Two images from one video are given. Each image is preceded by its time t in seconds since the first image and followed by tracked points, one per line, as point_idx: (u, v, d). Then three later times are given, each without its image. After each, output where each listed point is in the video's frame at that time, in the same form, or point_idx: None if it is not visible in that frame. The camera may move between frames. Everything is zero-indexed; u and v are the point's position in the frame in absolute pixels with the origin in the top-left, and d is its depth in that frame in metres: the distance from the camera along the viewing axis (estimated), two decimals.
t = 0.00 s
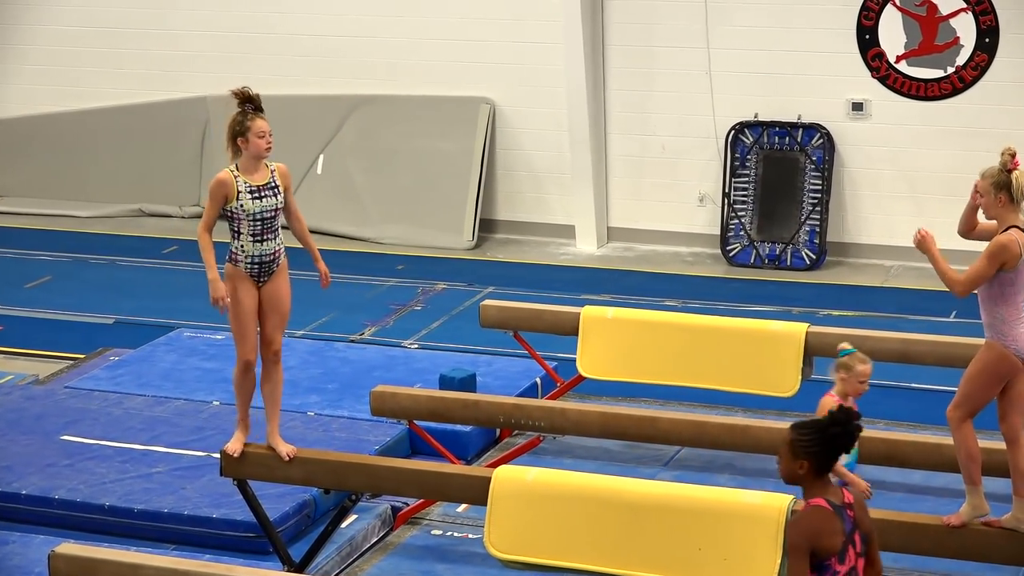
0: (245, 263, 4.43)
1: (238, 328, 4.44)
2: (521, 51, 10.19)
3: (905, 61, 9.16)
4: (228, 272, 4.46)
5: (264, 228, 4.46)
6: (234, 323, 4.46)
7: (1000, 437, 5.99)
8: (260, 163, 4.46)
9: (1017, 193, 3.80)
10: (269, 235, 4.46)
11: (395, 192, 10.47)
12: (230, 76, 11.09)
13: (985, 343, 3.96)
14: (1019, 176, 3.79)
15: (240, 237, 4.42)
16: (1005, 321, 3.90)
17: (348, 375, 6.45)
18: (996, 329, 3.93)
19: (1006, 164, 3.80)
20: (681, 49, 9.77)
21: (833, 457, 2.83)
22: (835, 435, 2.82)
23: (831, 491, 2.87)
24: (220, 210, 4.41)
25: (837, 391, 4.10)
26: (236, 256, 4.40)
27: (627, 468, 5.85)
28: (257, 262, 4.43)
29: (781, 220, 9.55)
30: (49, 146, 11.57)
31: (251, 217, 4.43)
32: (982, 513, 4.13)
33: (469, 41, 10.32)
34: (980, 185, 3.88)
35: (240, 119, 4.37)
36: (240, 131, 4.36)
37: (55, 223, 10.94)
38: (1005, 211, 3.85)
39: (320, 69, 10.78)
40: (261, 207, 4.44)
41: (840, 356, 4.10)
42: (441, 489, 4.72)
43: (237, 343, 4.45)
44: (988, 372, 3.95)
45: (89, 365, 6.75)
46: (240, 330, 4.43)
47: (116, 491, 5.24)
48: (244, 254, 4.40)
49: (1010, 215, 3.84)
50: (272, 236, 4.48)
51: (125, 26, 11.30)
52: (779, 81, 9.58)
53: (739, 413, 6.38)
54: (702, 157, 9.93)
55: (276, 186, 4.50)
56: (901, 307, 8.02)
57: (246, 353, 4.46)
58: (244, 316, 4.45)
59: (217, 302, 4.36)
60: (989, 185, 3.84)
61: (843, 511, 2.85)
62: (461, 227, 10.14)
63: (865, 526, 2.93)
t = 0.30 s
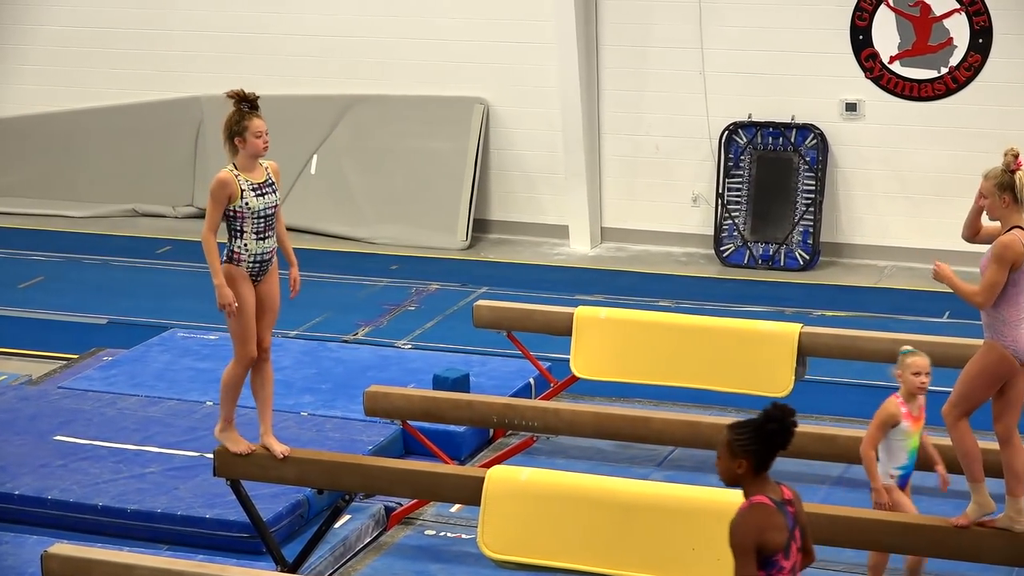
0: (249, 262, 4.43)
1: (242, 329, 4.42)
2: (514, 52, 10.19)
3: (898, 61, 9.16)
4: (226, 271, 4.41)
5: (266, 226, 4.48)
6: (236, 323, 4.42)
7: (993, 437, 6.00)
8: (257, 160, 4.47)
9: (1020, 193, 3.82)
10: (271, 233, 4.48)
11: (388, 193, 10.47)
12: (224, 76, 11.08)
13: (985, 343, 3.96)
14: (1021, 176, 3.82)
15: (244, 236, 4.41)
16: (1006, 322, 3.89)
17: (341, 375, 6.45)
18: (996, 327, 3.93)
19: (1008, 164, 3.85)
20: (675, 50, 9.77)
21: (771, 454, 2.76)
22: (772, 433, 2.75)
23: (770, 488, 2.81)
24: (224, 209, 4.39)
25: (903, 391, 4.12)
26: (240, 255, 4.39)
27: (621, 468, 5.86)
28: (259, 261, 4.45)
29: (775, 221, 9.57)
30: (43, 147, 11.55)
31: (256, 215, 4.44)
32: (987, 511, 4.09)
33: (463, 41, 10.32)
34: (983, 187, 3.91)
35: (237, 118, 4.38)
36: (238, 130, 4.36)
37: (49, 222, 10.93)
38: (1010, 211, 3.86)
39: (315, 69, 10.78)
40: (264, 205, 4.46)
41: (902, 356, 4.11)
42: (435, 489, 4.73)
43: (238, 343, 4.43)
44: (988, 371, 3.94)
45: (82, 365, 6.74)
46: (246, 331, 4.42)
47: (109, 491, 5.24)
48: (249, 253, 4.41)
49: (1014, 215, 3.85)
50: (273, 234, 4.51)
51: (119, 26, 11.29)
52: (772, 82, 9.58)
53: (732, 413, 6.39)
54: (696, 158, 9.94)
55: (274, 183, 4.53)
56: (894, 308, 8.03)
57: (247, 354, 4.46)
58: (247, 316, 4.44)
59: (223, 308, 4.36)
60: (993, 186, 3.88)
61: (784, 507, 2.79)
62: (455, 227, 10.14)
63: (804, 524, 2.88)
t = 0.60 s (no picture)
0: (239, 262, 4.47)
1: (225, 325, 4.50)
2: (510, 50, 10.19)
3: (894, 59, 9.16)
4: (215, 270, 4.47)
5: (255, 224, 4.52)
6: (221, 319, 4.51)
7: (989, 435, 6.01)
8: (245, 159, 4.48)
9: (1019, 191, 3.82)
10: (260, 231, 4.53)
11: (384, 191, 10.46)
12: (220, 74, 11.07)
13: (984, 341, 3.96)
14: (1020, 174, 3.82)
15: (235, 235, 4.46)
16: (1005, 320, 3.90)
17: (337, 374, 6.44)
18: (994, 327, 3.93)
19: (1007, 163, 3.85)
20: (670, 48, 9.77)
21: (693, 440, 2.98)
22: (696, 419, 2.96)
23: (691, 472, 3.02)
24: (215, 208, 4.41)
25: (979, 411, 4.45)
26: (230, 255, 4.43)
27: (616, 466, 5.86)
28: (249, 260, 4.50)
29: (770, 219, 9.57)
30: (39, 147, 11.54)
31: (246, 213, 4.48)
32: (987, 511, 4.06)
33: (460, 40, 10.31)
34: (982, 185, 3.91)
35: (230, 117, 4.37)
36: (230, 130, 4.37)
37: (46, 221, 10.92)
38: (1010, 209, 3.85)
39: (311, 66, 10.78)
40: (254, 203, 4.50)
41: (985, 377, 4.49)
42: (431, 487, 4.73)
43: (222, 339, 4.52)
44: (986, 371, 3.95)
45: (78, 364, 6.73)
46: (228, 327, 4.50)
47: (105, 489, 5.23)
48: (240, 253, 4.45)
49: (1014, 213, 3.84)
50: (261, 232, 4.55)
51: (115, 25, 11.28)
52: (768, 79, 9.58)
53: (728, 410, 6.39)
54: (692, 156, 9.93)
55: (261, 180, 4.56)
56: (890, 305, 8.04)
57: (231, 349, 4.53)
58: (233, 313, 4.50)
59: (210, 308, 4.39)
60: (992, 184, 3.87)
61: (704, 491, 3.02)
62: (450, 225, 10.13)
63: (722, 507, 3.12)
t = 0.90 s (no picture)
0: (231, 262, 4.48)
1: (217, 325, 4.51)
2: (511, 50, 10.18)
3: (895, 59, 9.17)
4: (207, 271, 4.48)
5: (246, 222, 4.53)
6: (213, 320, 4.52)
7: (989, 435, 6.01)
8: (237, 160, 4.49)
9: (1014, 191, 3.82)
10: (252, 230, 4.54)
11: (385, 191, 10.46)
12: (220, 73, 11.06)
13: (987, 342, 3.96)
14: (1011, 174, 3.81)
15: (227, 235, 4.47)
16: (1008, 321, 3.90)
17: (338, 374, 6.44)
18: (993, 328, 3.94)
19: (995, 164, 3.85)
20: (671, 48, 9.77)
21: (621, 437, 2.94)
22: (625, 416, 2.93)
23: (620, 470, 2.99)
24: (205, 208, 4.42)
25: None
26: (223, 255, 4.44)
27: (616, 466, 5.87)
28: (242, 259, 4.51)
29: (771, 219, 9.57)
30: (38, 147, 11.53)
31: (237, 212, 4.49)
32: (988, 511, 4.07)
33: (461, 40, 10.31)
34: (977, 190, 3.92)
35: (223, 117, 4.37)
36: (221, 130, 4.38)
37: (45, 221, 10.92)
38: (1008, 210, 3.85)
39: (311, 65, 10.77)
40: (245, 202, 4.51)
41: None
42: (431, 487, 4.73)
43: (215, 339, 4.53)
44: (989, 372, 3.95)
45: (78, 364, 6.73)
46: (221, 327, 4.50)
47: (105, 489, 5.23)
48: (232, 252, 4.48)
49: (1013, 213, 3.84)
50: (253, 230, 4.57)
51: (115, 24, 11.27)
52: (769, 79, 9.58)
53: (728, 410, 6.39)
54: (693, 156, 9.93)
55: (252, 179, 4.58)
56: (890, 305, 8.04)
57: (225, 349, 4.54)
58: (224, 312, 4.51)
59: (198, 308, 4.41)
60: (985, 188, 3.88)
61: (633, 488, 2.99)
62: (451, 225, 10.12)
63: (652, 504, 3.09)
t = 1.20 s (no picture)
0: (219, 261, 4.48)
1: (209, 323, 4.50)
2: (507, 50, 10.18)
3: (891, 60, 9.17)
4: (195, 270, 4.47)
5: (233, 222, 4.54)
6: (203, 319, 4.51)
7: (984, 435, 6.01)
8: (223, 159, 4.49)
9: (992, 191, 3.84)
10: (238, 229, 4.55)
11: (381, 190, 10.46)
12: (217, 73, 11.06)
13: (977, 342, 3.95)
14: (988, 174, 3.83)
15: (214, 234, 4.46)
16: (999, 319, 3.90)
17: (333, 374, 6.43)
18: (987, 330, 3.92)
19: (970, 166, 3.86)
20: (668, 48, 9.77)
21: (533, 428, 2.98)
22: (537, 407, 2.97)
23: (536, 461, 3.02)
24: (194, 208, 4.42)
25: None
26: (210, 254, 4.43)
27: (612, 467, 5.86)
28: (229, 259, 4.51)
29: (767, 219, 9.57)
30: (35, 145, 11.52)
31: (224, 212, 4.49)
32: (982, 511, 4.06)
33: (457, 39, 10.30)
34: (956, 195, 3.94)
35: (210, 117, 4.38)
36: (208, 129, 4.38)
37: (41, 220, 10.92)
38: (987, 210, 3.87)
39: (307, 64, 10.76)
40: (231, 202, 4.52)
41: None
42: (425, 488, 4.73)
43: (206, 337, 4.52)
44: (979, 371, 3.94)
45: (73, 363, 6.72)
46: (212, 325, 4.50)
47: (100, 489, 5.23)
48: (220, 251, 4.47)
49: (993, 213, 3.86)
50: (239, 230, 4.57)
51: (111, 23, 11.26)
52: (766, 80, 9.57)
53: (724, 411, 6.38)
54: (690, 155, 9.92)
55: (236, 178, 4.58)
56: (886, 306, 8.04)
57: (216, 348, 4.54)
58: (215, 311, 4.51)
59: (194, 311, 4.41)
60: (963, 190, 3.90)
61: (549, 479, 3.02)
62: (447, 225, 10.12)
63: (571, 497, 3.12)
